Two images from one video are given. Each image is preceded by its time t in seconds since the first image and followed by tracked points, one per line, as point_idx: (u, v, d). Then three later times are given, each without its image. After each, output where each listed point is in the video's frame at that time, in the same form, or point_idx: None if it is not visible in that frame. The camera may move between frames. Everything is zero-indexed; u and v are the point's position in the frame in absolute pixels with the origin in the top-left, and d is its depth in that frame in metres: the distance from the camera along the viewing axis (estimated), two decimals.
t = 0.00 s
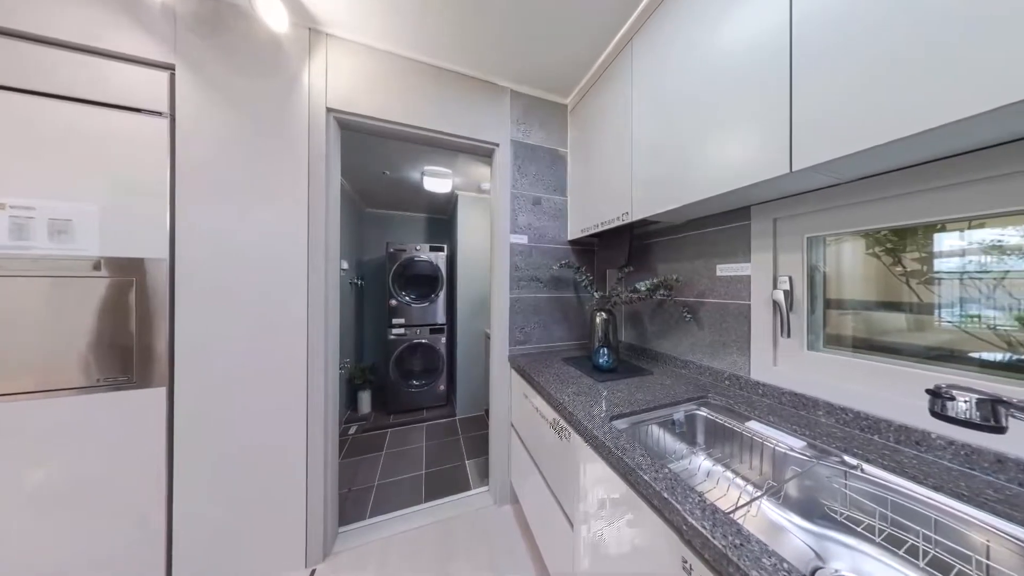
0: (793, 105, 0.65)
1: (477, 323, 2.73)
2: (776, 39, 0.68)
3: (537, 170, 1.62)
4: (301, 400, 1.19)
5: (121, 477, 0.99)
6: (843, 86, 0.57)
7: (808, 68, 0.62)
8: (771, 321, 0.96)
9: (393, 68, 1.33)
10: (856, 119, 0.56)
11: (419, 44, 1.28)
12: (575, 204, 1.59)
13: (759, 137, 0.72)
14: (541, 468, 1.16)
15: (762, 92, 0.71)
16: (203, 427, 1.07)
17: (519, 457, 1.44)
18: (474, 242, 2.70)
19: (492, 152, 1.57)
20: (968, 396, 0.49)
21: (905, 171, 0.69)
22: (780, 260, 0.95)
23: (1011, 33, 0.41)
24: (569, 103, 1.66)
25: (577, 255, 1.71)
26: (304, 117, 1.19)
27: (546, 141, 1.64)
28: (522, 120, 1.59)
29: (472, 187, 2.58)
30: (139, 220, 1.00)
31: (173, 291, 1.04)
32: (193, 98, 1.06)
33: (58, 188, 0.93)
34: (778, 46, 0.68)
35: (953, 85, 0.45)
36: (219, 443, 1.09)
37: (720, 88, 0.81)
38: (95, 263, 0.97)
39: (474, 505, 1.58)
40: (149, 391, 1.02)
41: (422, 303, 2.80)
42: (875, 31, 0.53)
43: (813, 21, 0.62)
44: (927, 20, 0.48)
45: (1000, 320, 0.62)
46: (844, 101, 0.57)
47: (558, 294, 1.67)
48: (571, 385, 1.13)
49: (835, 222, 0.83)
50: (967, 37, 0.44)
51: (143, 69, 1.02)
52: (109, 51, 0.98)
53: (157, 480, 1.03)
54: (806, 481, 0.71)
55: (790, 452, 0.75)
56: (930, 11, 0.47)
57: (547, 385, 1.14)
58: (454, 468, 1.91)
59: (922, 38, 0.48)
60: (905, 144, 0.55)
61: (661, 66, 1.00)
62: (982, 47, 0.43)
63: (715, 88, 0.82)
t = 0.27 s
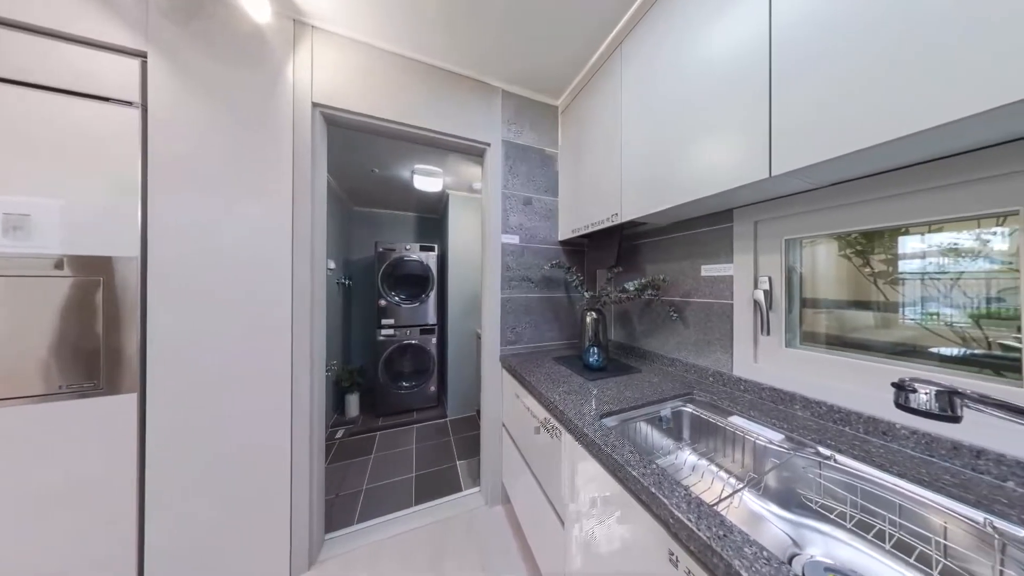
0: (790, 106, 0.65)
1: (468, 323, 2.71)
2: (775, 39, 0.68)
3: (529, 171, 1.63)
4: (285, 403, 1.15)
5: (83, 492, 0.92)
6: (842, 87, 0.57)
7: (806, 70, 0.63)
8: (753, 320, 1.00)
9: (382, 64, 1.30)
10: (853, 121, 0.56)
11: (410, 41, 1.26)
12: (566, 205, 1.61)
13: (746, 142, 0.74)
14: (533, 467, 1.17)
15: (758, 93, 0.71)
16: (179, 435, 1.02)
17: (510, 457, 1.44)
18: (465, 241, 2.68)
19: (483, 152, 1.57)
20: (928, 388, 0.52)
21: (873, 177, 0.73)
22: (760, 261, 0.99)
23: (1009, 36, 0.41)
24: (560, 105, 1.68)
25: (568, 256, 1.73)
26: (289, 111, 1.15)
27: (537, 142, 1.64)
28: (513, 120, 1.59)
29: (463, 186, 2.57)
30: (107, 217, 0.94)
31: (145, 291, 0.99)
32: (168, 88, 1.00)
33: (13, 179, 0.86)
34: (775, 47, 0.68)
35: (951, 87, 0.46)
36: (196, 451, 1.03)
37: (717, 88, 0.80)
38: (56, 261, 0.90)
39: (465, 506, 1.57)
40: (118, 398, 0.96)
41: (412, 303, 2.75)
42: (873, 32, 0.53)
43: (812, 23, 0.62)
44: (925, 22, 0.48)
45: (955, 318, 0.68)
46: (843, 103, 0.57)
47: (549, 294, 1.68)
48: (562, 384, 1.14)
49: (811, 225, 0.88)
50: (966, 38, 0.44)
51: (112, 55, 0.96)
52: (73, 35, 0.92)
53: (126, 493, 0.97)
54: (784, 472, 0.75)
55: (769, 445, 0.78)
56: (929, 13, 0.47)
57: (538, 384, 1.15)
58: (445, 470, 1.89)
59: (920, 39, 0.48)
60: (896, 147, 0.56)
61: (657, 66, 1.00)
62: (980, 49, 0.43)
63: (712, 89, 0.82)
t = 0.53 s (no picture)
0: (787, 105, 0.64)
1: (459, 324, 2.69)
2: (773, 37, 0.67)
3: (520, 171, 1.63)
4: (267, 408, 1.11)
5: (40, 508, 0.85)
6: (841, 86, 0.57)
7: (805, 68, 0.62)
8: (735, 319, 1.04)
9: (370, 59, 1.27)
10: (851, 121, 0.56)
11: (399, 37, 1.24)
12: (556, 206, 1.62)
13: (732, 145, 0.75)
14: (524, 466, 1.17)
15: (754, 93, 0.71)
16: (152, 443, 0.96)
17: (501, 457, 1.43)
18: (457, 241, 2.66)
19: (474, 152, 1.56)
20: (893, 381, 0.55)
21: (849, 183, 0.77)
22: (742, 262, 1.03)
23: (1008, 35, 0.41)
24: (551, 106, 1.69)
25: (559, 256, 1.74)
26: (271, 105, 1.11)
27: (529, 142, 1.65)
28: (505, 120, 1.59)
29: (454, 185, 2.54)
30: (69, 211, 0.88)
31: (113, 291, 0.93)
32: (139, 77, 0.95)
33: None
34: (772, 47, 0.67)
35: (950, 87, 0.45)
36: (169, 460, 0.98)
37: (714, 86, 0.79)
38: (10, 258, 0.83)
39: (456, 508, 1.56)
40: (83, 406, 0.90)
41: (401, 303, 2.71)
42: (873, 31, 0.53)
43: (811, 21, 0.61)
44: (925, 21, 0.47)
45: (917, 316, 0.72)
46: (842, 102, 0.57)
47: (541, 294, 1.69)
48: (553, 383, 1.16)
49: (789, 228, 0.92)
50: (967, 37, 0.44)
51: (75, 39, 0.90)
52: (32, 16, 0.85)
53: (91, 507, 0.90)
54: (764, 464, 0.78)
55: (750, 439, 0.82)
56: (930, 11, 0.47)
57: (529, 384, 1.16)
58: (435, 472, 1.87)
59: (907, 44, 0.49)
60: (885, 149, 0.57)
61: (652, 65, 0.99)
62: (978, 49, 0.43)
63: (707, 88, 0.82)
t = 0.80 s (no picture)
0: (787, 105, 0.65)
1: (450, 324, 2.66)
2: (770, 38, 0.67)
3: (511, 171, 1.63)
4: (249, 413, 1.06)
5: None
6: (842, 86, 0.57)
7: (804, 68, 0.62)
8: (718, 318, 1.08)
9: (358, 54, 1.25)
10: (850, 122, 0.56)
11: (388, 32, 1.21)
12: (547, 206, 1.63)
13: (720, 149, 0.77)
14: (516, 466, 1.17)
15: (741, 97, 0.73)
16: (121, 454, 0.90)
17: (493, 458, 1.43)
18: (447, 241, 2.63)
19: (465, 151, 1.55)
20: (862, 375, 0.57)
21: (826, 188, 0.81)
22: (725, 263, 1.07)
23: (1005, 36, 0.42)
24: (541, 108, 1.70)
25: (550, 256, 1.75)
26: (253, 97, 1.07)
27: (520, 142, 1.65)
28: (496, 120, 1.58)
29: (444, 185, 2.52)
30: (26, 205, 0.81)
31: (77, 292, 0.87)
32: (106, 63, 0.89)
33: None
34: (763, 50, 0.69)
35: (950, 87, 0.46)
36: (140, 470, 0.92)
37: (711, 86, 0.79)
38: None
39: (447, 510, 1.54)
40: (45, 414, 0.85)
41: (390, 304, 2.65)
42: (872, 32, 0.53)
43: (808, 23, 0.61)
44: (923, 22, 0.48)
45: (883, 314, 0.77)
46: (843, 102, 0.57)
47: (532, 294, 1.70)
48: (544, 383, 1.17)
49: (769, 230, 0.96)
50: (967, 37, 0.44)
51: (33, 21, 0.83)
52: None
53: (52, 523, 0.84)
54: (746, 457, 0.81)
55: (732, 433, 0.85)
56: (928, 13, 0.47)
57: (520, 383, 1.16)
58: (426, 474, 1.85)
59: (886, 53, 0.52)
60: (866, 153, 0.59)
61: (641, 70, 1.01)
62: (952, 58, 0.45)
63: (703, 89, 0.82)
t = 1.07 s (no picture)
0: (788, 104, 0.64)
1: (440, 325, 2.63)
2: (771, 37, 0.67)
3: (503, 171, 1.63)
4: (228, 418, 1.02)
5: None
6: (842, 86, 0.57)
7: (802, 68, 0.62)
8: (703, 317, 1.12)
9: (345, 48, 1.21)
10: (850, 121, 0.56)
11: (376, 26, 1.19)
12: (538, 206, 1.63)
13: (705, 153, 0.80)
14: (507, 466, 1.17)
15: (733, 99, 0.74)
16: (86, 465, 0.85)
17: (484, 458, 1.43)
18: (438, 240, 2.60)
19: (456, 150, 1.54)
20: (834, 370, 0.60)
21: (807, 191, 0.84)
22: (710, 263, 1.11)
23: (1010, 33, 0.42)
24: (533, 108, 1.70)
25: (541, 256, 1.76)
26: (232, 89, 1.02)
27: (511, 142, 1.65)
28: (487, 119, 1.58)
29: (435, 183, 2.49)
30: None
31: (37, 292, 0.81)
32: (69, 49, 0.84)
33: None
34: (752, 54, 0.70)
35: (950, 86, 0.46)
36: (108, 481, 0.87)
37: (711, 84, 0.78)
38: None
39: (438, 512, 1.53)
40: (0, 424, 0.79)
41: (379, 304, 2.60)
42: (872, 32, 0.53)
43: (808, 22, 0.61)
44: (924, 22, 0.48)
45: (854, 312, 0.82)
46: (844, 102, 0.57)
47: (523, 294, 1.70)
48: (536, 382, 1.17)
49: (751, 232, 1.00)
50: (969, 37, 0.44)
51: None
52: None
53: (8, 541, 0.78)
54: (729, 451, 0.85)
55: (716, 428, 0.88)
56: (931, 12, 0.47)
57: (512, 383, 1.16)
58: (416, 477, 1.82)
59: (870, 59, 0.53)
60: (840, 160, 0.62)
61: (631, 73, 1.03)
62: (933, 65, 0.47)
63: (699, 89, 0.81)
